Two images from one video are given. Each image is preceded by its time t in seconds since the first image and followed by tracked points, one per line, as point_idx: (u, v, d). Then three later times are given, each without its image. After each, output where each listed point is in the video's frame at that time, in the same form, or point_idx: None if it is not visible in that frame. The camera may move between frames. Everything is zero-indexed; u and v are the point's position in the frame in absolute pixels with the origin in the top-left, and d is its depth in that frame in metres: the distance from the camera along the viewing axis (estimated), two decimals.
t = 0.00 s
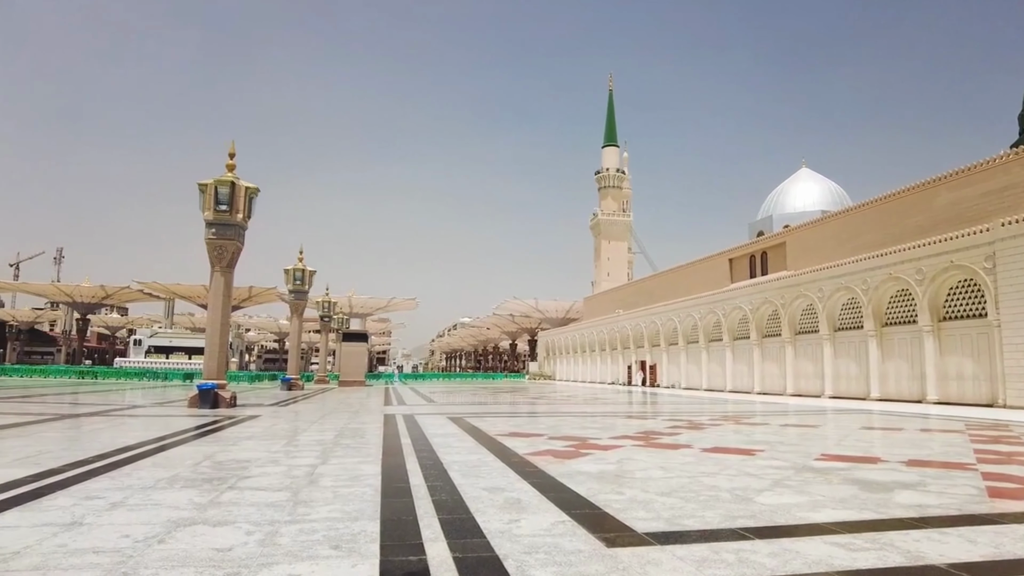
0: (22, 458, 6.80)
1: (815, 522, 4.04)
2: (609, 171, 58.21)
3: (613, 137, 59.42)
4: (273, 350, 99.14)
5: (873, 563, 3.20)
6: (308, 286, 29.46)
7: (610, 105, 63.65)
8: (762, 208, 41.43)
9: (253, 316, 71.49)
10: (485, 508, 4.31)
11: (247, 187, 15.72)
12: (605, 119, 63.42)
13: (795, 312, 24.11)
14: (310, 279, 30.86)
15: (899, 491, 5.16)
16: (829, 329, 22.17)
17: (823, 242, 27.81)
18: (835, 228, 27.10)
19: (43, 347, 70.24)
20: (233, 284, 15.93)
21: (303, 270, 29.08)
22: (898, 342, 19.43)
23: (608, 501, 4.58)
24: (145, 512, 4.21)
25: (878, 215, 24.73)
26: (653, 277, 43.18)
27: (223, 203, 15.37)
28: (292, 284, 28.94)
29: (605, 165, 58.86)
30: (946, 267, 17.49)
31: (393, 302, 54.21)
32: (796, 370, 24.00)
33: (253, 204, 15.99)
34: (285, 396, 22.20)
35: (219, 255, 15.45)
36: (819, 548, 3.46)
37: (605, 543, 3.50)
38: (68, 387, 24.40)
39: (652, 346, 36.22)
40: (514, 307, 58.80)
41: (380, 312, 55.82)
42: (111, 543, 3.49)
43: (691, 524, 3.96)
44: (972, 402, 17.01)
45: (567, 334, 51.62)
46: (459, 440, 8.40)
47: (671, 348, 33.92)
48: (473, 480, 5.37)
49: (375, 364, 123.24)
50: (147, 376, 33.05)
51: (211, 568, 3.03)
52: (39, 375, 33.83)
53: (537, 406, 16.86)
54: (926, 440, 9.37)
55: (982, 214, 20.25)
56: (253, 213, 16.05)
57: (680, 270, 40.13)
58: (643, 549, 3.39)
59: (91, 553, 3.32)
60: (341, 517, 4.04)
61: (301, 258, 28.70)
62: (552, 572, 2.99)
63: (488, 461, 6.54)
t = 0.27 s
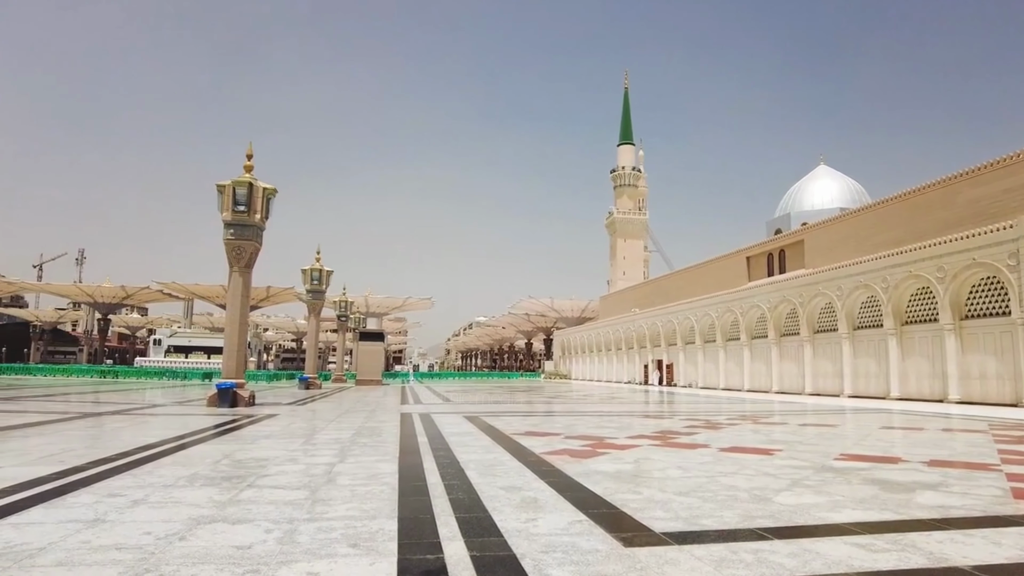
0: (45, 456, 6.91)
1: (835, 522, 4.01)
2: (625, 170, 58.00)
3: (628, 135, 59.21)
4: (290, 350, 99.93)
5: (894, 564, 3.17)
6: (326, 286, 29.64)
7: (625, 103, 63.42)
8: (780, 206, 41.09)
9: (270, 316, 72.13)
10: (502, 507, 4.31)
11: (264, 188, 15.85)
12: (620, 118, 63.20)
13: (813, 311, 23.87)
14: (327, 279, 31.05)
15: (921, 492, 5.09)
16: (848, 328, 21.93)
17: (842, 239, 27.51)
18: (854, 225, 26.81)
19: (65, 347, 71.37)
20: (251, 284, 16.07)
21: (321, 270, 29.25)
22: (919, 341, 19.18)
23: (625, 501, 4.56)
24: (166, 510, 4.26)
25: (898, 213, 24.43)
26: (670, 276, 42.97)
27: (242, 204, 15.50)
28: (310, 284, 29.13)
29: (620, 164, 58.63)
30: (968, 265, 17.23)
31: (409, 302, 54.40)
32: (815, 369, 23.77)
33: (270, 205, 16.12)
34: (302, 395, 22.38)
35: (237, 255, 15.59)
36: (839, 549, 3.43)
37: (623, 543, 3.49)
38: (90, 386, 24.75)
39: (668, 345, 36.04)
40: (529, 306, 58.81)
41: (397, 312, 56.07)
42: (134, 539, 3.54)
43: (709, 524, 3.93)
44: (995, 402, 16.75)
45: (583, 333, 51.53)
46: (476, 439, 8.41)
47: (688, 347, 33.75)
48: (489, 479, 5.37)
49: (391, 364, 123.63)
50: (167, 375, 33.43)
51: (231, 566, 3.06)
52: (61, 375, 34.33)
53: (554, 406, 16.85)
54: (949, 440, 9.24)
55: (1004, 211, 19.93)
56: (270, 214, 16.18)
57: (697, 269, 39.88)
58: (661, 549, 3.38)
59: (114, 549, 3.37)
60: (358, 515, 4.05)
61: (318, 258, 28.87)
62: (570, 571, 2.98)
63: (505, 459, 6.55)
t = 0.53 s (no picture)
0: (71, 454, 7.02)
1: (857, 522, 3.96)
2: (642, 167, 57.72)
3: (645, 133, 58.89)
4: (309, 349, 100.68)
5: (919, 566, 3.13)
6: (344, 285, 29.82)
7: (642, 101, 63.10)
8: (799, 203, 40.68)
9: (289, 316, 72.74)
10: (520, 506, 4.32)
11: (283, 189, 15.99)
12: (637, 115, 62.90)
13: (834, 309, 23.61)
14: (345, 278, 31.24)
15: (946, 492, 5.02)
16: (870, 326, 21.67)
17: (862, 237, 27.18)
18: (875, 222, 26.48)
19: (89, 347, 72.51)
20: (270, 284, 16.22)
21: (339, 270, 29.43)
22: (943, 339, 18.89)
23: (644, 500, 4.54)
24: (189, 508, 4.31)
25: (919, 209, 24.10)
26: (688, 274, 42.71)
27: (261, 204, 15.65)
28: (328, 284, 29.33)
29: (637, 161, 58.37)
30: (992, 262, 16.94)
31: (426, 301, 54.57)
32: (835, 368, 23.52)
33: (289, 206, 16.26)
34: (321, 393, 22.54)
35: (257, 255, 15.74)
36: (861, 549, 3.39)
37: (642, 542, 3.47)
38: (114, 386, 25.13)
39: (687, 344, 35.83)
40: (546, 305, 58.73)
41: (414, 311, 56.29)
42: (157, 536, 3.59)
43: (729, 524, 3.91)
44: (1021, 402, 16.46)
45: (601, 332, 51.38)
46: (494, 438, 8.42)
47: (707, 345, 33.53)
48: (507, 478, 5.38)
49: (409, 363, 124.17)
50: (188, 374, 33.83)
51: (253, 563, 3.09)
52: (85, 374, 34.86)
53: (571, 405, 16.82)
54: (974, 440, 9.08)
55: None
56: (289, 214, 16.31)
57: (715, 267, 39.60)
58: (680, 549, 3.36)
59: (138, 546, 3.42)
60: (378, 513, 4.08)
61: (337, 258, 29.07)
62: (590, 570, 2.98)
63: (523, 458, 6.55)
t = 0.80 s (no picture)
0: (93, 452, 7.12)
1: (877, 523, 3.92)
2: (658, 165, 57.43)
3: (661, 131, 58.58)
4: (327, 349, 101.38)
5: (939, 567, 3.09)
6: (361, 285, 29.97)
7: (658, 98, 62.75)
8: (818, 200, 40.28)
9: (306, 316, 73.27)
10: (537, 505, 4.31)
11: (300, 190, 16.10)
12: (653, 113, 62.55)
13: (853, 307, 23.35)
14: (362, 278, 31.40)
15: (969, 493, 4.94)
16: (890, 324, 21.40)
17: (881, 235, 26.88)
18: (895, 219, 26.16)
19: (111, 346, 73.54)
20: (288, 284, 16.34)
21: (356, 270, 29.59)
22: (965, 338, 18.62)
23: (662, 500, 4.52)
24: (209, 505, 4.36)
25: (940, 206, 23.77)
26: (705, 273, 42.44)
27: (279, 205, 15.78)
28: (345, 284, 29.49)
29: (653, 160, 58.11)
30: (1016, 260, 16.65)
31: (442, 300, 54.71)
32: (854, 367, 23.28)
33: (306, 206, 16.39)
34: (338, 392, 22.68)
35: (275, 255, 15.87)
36: (882, 550, 3.36)
37: (659, 542, 3.46)
38: (134, 385, 25.47)
39: (704, 343, 35.62)
40: (562, 304, 58.66)
41: (430, 310, 56.46)
42: (178, 533, 3.63)
43: (747, 524, 3.88)
44: None
45: (617, 331, 51.22)
46: (510, 437, 8.42)
47: (724, 344, 33.31)
48: (524, 477, 5.39)
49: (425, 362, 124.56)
50: (208, 373, 34.19)
51: (272, 561, 3.12)
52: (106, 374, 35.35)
53: (588, 405, 16.79)
54: (998, 440, 8.94)
55: None
56: (306, 215, 16.43)
57: (733, 265, 39.31)
58: (698, 549, 3.34)
59: (160, 543, 3.47)
60: (395, 512, 4.09)
61: (354, 258, 29.21)
62: (607, 569, 2.97)
63: (540, 458, 6.55)
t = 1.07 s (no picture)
0: (115, 451, 7.22)
1: (897, 523, 3.88)
2: (674, 163, 57.15)
3: (677, 129, 58.27)
4: (343, 348, 101.96)
5: (962, 569, 3.05)
6: (377, 285, 30.11)
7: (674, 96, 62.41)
8: (836, 197, 39.87)
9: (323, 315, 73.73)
10: (553, 505, 4.31)
11: (317, 190, 16.20)
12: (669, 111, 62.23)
13: (872, 306, 23.09)
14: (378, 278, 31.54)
15: (992, 494, 4.87)
16: (909, 323, 21.15)
17: (900, 233, 26.57)
18: (914, 217, 25.83)
19: (131, 346, 74.45)
20: (305, 284, 16.47)
21: (371, 270, 29.72)
22: (987, 337, 18.37)
23: (679, 500, 4.50)
24: (228, 504, 4.41)
25: (961, 203, 23.43)
26: (721, 271, 42.17)
27: (295, 206, 15.90)
28: (361, 284, 29.64)
29: (669, 158, 57.84)
30: None
31: (457, 300, 54.82)
32: (873, 366, 23.03)
33: (323, 207, 16.50)
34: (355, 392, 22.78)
35: (292, 256, 16.00)
36: (903, 551, 3.32)
37: (676, 542, 3.45)
38: (154, 385, 25.78)
39: (721, 342, 35.40)
40: (577, 303, 58.55)
41: (445, 310, 56.60)
42: (198, 531, 3.67)
43: (765, 524, 3.85)
44: None
45: (632, 330, 51.03)
46: (527, 436, 8.42)
47: (741, 344, 33.08)
48: (540, 476, 5.38)
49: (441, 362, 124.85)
50: (226, 373, 34.52)
51: (291, 559, 3.14)
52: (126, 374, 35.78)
53: (604, 404, 16.76)
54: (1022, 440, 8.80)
55: None
56: (323, 215, 16.54)
57: (749, 264, 39.02)
58: (716, 549, 3.33)
59: (179, 540, 3.51)
60: (412, 511, 4.12)
61: (369, 258, 29.34)
62: (624, 569, 2.97)
63: (556, 457, 6.55)
